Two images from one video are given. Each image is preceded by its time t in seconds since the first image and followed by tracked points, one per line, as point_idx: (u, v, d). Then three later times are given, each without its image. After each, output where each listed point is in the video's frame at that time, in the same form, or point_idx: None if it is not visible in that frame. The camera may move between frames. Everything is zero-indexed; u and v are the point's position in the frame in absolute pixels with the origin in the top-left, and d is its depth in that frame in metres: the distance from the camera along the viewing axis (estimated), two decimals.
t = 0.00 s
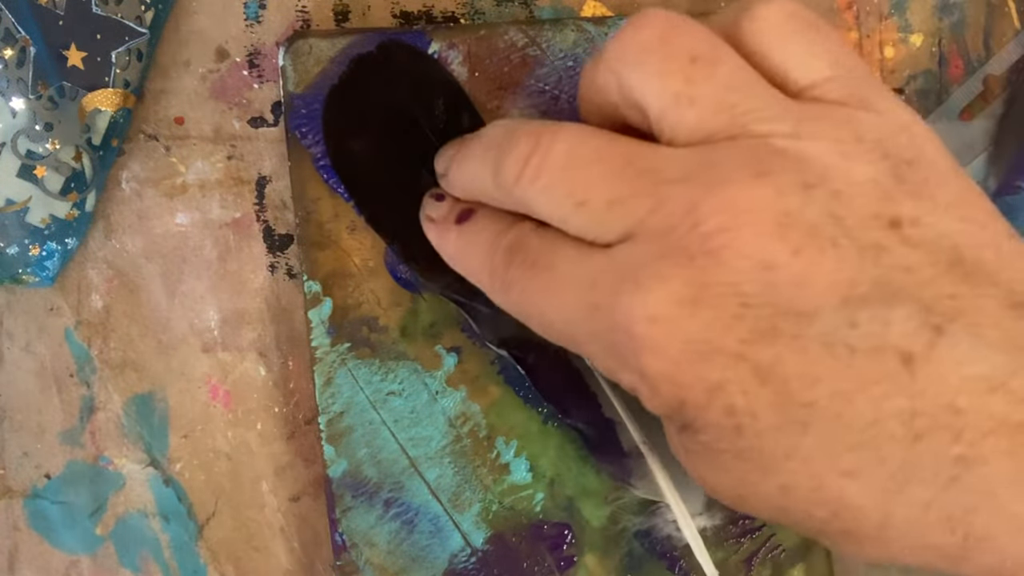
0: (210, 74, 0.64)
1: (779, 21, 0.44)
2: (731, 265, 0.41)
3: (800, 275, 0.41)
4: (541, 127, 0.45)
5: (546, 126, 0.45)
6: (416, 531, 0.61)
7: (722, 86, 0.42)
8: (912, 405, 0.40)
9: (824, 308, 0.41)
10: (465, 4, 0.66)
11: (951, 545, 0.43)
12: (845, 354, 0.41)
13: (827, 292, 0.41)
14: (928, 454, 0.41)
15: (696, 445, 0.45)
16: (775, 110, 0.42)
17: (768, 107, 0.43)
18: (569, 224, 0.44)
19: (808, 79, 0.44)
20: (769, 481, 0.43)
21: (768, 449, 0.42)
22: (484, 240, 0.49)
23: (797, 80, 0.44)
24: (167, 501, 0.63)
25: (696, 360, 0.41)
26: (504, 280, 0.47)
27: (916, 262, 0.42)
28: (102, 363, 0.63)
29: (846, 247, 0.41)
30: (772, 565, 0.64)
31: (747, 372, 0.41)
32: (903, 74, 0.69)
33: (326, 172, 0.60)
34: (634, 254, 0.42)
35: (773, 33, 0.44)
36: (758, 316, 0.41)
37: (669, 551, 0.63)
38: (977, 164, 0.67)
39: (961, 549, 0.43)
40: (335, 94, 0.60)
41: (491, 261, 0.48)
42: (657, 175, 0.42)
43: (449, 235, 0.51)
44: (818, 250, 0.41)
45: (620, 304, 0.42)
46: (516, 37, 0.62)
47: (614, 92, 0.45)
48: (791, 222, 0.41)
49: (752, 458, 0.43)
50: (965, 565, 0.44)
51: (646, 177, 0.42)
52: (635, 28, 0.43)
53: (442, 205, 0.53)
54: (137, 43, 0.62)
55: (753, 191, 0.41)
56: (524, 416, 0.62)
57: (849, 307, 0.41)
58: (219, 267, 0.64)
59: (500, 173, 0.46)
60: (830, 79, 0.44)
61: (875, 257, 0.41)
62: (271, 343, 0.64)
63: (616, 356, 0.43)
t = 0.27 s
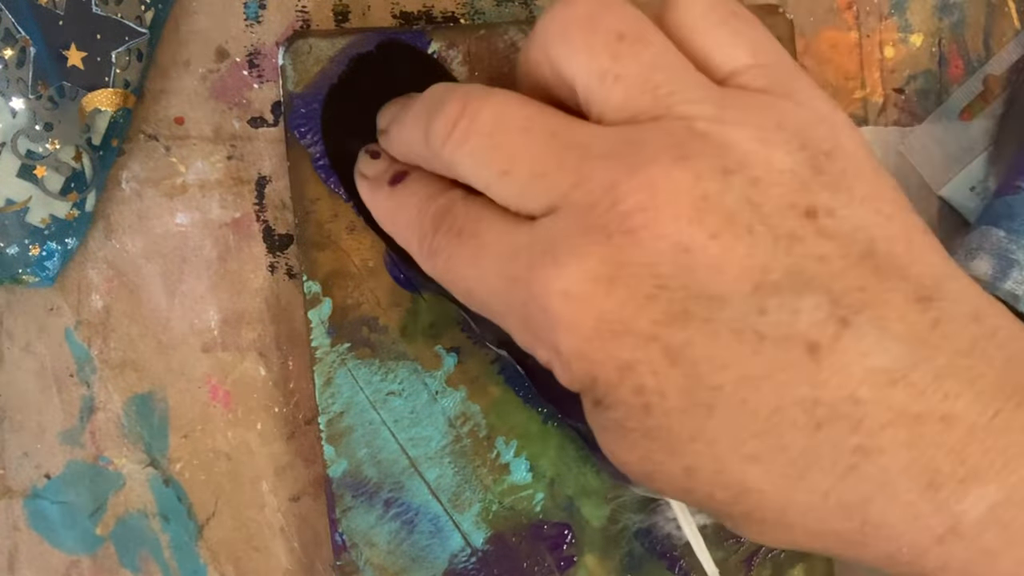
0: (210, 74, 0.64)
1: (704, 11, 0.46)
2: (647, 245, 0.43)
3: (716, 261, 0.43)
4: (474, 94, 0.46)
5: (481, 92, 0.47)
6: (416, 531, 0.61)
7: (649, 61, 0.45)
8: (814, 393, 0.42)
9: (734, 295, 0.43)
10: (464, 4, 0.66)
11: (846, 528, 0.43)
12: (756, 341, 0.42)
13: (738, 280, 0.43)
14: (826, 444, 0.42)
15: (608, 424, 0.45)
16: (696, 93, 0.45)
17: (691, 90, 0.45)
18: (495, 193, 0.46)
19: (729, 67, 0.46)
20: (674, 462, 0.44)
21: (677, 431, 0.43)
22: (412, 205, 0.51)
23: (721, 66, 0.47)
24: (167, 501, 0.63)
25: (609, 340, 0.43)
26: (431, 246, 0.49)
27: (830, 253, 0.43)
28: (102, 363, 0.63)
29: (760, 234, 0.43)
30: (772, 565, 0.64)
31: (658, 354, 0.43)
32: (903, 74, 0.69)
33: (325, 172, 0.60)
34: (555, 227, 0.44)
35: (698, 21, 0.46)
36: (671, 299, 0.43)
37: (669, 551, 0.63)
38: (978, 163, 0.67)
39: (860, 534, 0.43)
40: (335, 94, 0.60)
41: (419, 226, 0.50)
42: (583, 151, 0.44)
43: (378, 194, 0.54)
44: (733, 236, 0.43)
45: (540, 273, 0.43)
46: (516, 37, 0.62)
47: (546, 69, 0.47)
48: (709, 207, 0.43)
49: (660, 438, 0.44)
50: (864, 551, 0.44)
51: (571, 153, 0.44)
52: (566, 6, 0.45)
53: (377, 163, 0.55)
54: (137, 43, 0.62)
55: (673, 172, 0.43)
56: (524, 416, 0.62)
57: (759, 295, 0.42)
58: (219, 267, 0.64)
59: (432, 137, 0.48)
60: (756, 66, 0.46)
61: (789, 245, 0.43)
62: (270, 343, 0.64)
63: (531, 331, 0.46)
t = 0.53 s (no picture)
0: (210, 74, 0.64)
1: None
2: (663, 181, 0.44)
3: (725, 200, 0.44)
4: (483, 27, 0.47)
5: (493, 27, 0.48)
6: (416, 531, 0.61)
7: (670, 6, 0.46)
8: (825, 348, 0.44)
9: (749, 241, 0.44)
10: (465, 4, 0.66)
11: (848, 493, 0.45)
12: (769, 287, 0.44)
13: (753, 226, 0.44)
14: (834, 402, 0.44)
15: (606, 375, 0.47)
16: (716, 31, 0.46)
17: (709, 29, 0.46)
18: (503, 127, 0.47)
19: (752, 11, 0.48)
20: (674, 418, 0.46)
21: (678, 383, 0.45)
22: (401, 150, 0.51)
23: (744, 11, 0.48)
24: (167, 501, 0.63)
25: (613, 284, 0.45)
26: (421, 186, 0.50)
27: (845, 206, 0.45)
28: (102, 363, 0.63)
29: (783, 180, 0.44)
30: (772, 566, 0.64)
31: (666, 298, 0.44)
32: (903, 74, 0.68)
33: (326, 172, 0.60)
34: (564, 162, 0.45)
35: None
36: (684, 240, 0.44)
37: (669, 551, 0.63)
38: (978, 163, 0.67)
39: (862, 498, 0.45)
40: (335, 94, 0.60)
41: (411, 166, 0.50)
42: (596, 86, 0.45)
43: (363, 137, 0.54)
44: (749, 178, 0.44)
45: (542, 206, 0.45)
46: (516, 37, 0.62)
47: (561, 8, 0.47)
48: (728, 146, 0.44)
49: (661, 390, 0.45)
50: (866, 521, 0.46)
51: (586, 88, 0.45)
52: None
53: (364, 109, 0.55)
54: (137, 43, 0.62)
55: (693, 108, 0.44)
56: (524, 416, 0.62)
57: (773, 244, 0.44)
58: (219, 267, 0.64)
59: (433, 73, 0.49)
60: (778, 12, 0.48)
61: (807, 193, 0.45)
62: (270, 343, 0.64)
63: (532, 277, 0.47)
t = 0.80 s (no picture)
0: (210, 74, 0.64)
1: None
2: (649, 179, 0.43)
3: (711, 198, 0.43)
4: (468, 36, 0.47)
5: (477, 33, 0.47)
6: (416, 531, 0.61)
7: (646, 10, 0.45)
8: (821, 340, 0.43)
9: (738, 235, 0.43)
10: (465, 4, 0.66)
11: (849, 485, 0.45)
12: (760, 281, 0.43)
13: (739, 221, 0.43)
14: (834, 393, 0.43)
15: (605, 374, 0.46)
16: (695, 35, 0.45)
17: (691, 35, 0.45)
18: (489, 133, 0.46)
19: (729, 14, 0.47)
20: (675, 413, 0.45)
21: (677, 379, 0.44)
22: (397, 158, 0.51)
23: (723, 13, 0.47)
24: (167, 501, 0.63)
25: (608, 279, 0.43)
26: (416, 195, 0.49)
27: (832, 201, 0.44)
28: (102, 363, 0.63)
29: (768, 175, 0.44)
30: (773, 566, 0.64)
31: (661, 294, 0.43)
32: (903, 74, 0.68)
33: (326, 172, 0.60)
34: (552, 165, 0.44)
35: None
36: (675, 237, 0.43)
37: (669, 552, 0.63)
38: (978, 163, 0.67)
39: (861, 491, 0.45)
40: (333, 93, 0.60)
41: (404, 176, 0.50)
42: (580, 88, 0.44)
43: (360, 154, 0.54)
44: (738, 176, 0.43)
45: (537, 210, 0.44)
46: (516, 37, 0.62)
47: (542, 14, 0.47)
48: (714, 145, 0.43)
49: (660, 386, 0.45)
50: (868, 512, 0.46)
51: (565, 90, 0.44)
52: None
53: (359, 125, 0.56)
54: (137, 43, 0.62)
55: (678, 111, 0.43)
56: (524, 416, 0.62)
57: (762, 238, 0.43)
58: (219, 267, 0.64)
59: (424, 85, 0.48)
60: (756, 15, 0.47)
61: (793, 189, 0.44)
62: (270, 343, 0.64)
63: (526, 275, 0.46)
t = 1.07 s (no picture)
0: (210, 74, 0.64)
1: (735, 34, 0.43)
2: (686, 244, 0.40)
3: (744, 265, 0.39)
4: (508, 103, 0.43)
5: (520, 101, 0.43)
6: (416, 531, 0.61)
7: (683, 81, 0.42)
8: (839, 402, 0.39)
9: (766, 301, 0.39)
10: (465, 4, 0.66)
11: (859, 542, 0.40)
12: (783, 346, 0.39)
13: (770, 287, 0.39)
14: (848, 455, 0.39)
15: (630, 429, 0.41)
16: (729, 105, 0.42)
17: (723, 103, 0.42)
18: (525, 199, 0.42)
19: (760, 87, 0.44)
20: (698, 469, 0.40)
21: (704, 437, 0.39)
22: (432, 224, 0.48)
23: (753, 85, 0.44)
24: (167, 501, 0.63)
25: (641, 340, 0.40)
26: (450, 258, 0.46)
27: (855, 270, 0.40)
28: (102, 363, 0.63)
29: (795, 242, 0.40)
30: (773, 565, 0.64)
31: (689, 355, 0.39)
32: (903, 74, 0.68)
33: (325, 172, 0.60)
34: (594, 230, 0.41)
35: (729, 41, 0.43)
36: (705, 300, 0.39)
37: (669, 551, 0.63)
38: (978, 163, 0.67)
39: (871, 548, 0.41)
40: (333, 94, 0.60)
41: (440, 239, 0.47)
42: (618, 154, 0.41)
43: (401, 218, 0.51)
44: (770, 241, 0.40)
45: (572, 275, 0.40)
46: (517, 37, 0.62)
47: (580, 80, 0.44)
48: (750, 210, 0.40)
49: (688, 443, 0.39)
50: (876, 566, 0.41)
51: (609, 154, 0.41)
52: (599, 25, 0.42)
53: (399, 192, 0.53)
54: (137, 43, 0.62)
55: (712, 178, 0.40)
56: (524, 416, 0.62)
57: (789, 302, 0.39)
58: (219, 267, 0.64)
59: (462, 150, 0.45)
60: (788, 88, 0.44)
61: (817, 256, 0.40)
62: (270, 342, 0.64)
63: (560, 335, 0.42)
